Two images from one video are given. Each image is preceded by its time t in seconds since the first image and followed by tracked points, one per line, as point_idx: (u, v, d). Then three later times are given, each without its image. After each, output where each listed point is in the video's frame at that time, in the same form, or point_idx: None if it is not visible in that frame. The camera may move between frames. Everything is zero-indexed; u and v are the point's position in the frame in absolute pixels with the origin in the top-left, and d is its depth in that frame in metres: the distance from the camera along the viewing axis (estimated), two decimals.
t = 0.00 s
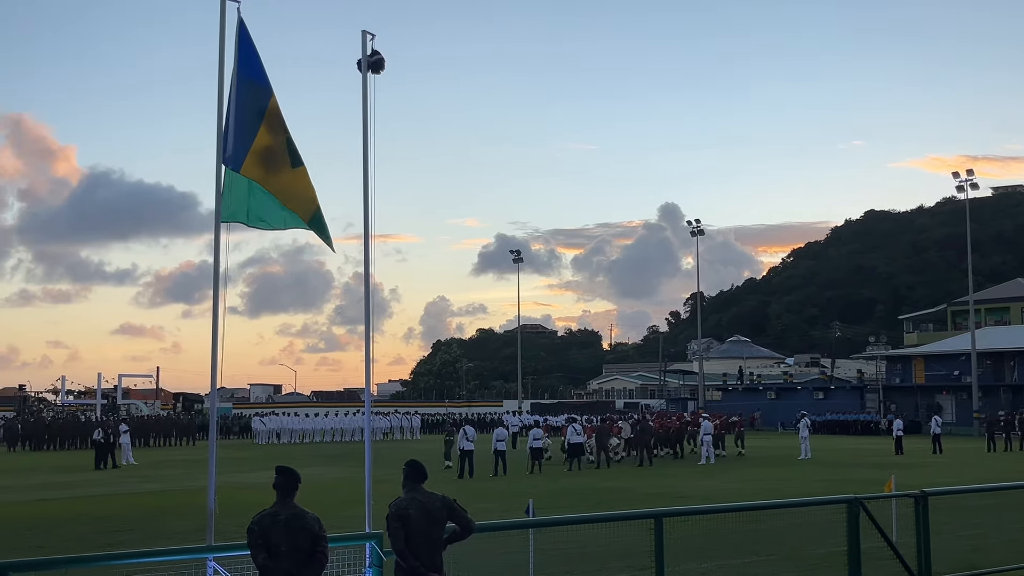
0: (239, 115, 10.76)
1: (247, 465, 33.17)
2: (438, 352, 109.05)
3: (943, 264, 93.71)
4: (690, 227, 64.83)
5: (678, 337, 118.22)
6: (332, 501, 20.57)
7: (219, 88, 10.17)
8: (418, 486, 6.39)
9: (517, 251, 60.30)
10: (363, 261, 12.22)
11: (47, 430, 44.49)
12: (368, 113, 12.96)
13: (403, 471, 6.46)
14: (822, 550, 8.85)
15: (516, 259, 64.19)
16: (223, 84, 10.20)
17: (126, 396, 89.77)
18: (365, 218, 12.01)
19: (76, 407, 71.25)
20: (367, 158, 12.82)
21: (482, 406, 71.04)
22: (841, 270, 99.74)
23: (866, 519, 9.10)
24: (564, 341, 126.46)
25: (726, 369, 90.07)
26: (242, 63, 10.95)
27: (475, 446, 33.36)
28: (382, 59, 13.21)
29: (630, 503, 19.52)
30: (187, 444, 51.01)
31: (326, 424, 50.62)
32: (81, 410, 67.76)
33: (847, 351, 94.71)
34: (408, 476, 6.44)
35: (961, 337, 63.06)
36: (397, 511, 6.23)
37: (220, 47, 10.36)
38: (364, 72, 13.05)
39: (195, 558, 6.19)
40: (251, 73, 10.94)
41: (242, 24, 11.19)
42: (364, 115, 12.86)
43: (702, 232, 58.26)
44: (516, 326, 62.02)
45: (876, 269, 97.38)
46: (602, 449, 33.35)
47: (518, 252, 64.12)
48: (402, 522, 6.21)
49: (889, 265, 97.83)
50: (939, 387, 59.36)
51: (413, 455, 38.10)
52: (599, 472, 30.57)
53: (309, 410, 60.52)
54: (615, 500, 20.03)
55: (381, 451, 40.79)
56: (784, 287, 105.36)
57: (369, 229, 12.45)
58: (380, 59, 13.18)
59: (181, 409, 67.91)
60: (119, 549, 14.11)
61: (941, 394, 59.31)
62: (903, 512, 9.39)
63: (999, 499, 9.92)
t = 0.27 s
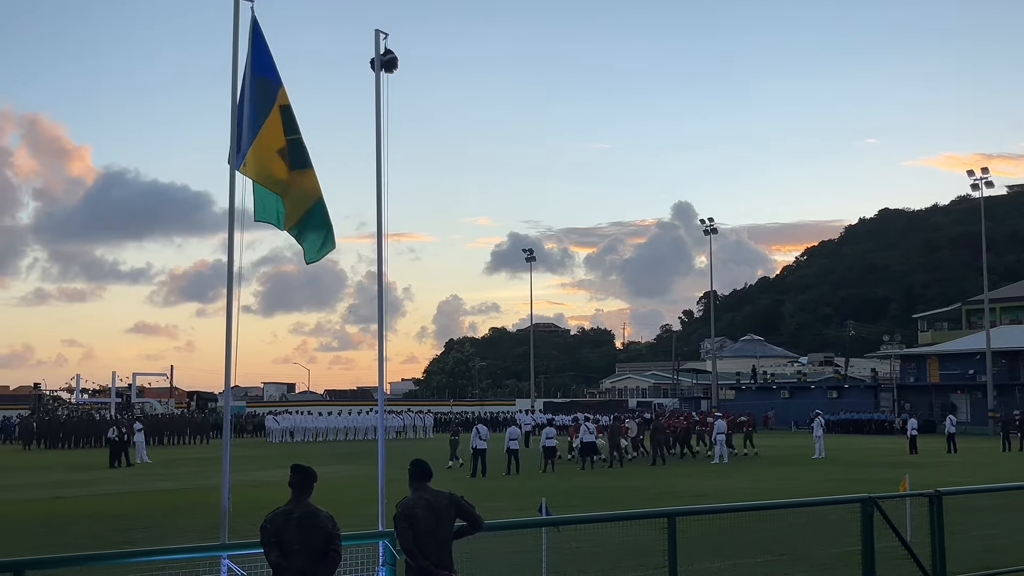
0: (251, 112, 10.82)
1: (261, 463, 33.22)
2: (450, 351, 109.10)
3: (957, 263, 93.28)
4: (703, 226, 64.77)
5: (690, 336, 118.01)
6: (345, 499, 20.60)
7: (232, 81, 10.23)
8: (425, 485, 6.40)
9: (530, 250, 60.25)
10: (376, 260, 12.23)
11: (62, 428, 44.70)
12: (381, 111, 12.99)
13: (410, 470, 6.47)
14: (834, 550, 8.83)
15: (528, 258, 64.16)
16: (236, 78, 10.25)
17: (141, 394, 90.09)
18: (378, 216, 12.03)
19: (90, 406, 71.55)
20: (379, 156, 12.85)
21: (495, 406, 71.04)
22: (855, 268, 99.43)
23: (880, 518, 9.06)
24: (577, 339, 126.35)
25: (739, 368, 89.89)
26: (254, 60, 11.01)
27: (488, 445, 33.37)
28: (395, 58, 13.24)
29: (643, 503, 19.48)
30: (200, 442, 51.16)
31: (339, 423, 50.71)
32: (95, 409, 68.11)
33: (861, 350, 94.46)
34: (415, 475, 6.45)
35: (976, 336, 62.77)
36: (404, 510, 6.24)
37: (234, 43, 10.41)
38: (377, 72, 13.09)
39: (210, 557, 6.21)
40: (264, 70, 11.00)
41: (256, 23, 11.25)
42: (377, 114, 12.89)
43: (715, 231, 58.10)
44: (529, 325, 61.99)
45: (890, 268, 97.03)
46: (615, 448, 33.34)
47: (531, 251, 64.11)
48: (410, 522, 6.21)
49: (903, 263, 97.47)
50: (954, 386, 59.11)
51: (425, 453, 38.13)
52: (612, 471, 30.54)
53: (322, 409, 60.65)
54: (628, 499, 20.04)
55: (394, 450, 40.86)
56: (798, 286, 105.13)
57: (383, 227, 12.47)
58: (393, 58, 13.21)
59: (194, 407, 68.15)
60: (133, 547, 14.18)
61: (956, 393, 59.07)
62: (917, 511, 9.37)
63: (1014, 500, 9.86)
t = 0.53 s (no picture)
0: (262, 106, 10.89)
1: (272, 462, 33.28)
2: (461, 350, 109.20)
3: (970, 261, 92.86)
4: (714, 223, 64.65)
5: (702, 335, 117.83)
6: (356, 498, 20.66)
7: (245, 68, 10.25)
8: (428, 486, 6.42)
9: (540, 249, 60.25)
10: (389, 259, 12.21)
11: (75, 427, 44.89)
12: (392, 111, 13.01)
13: (412, 472, 6.48)
14: (843, 549, 8.78)
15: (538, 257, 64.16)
16: (249, 70, 10.26)
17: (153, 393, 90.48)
18: (389, 214, 12.05)
19: (104, 405, 71.84)
20: (390, 154, 12.86)
21: (507, 404, 71.12)
22: (867, 266, 99.17)
23: (891, 517, 8.99)
24: (588, 339, 126.33)
25: (750, 367, 89.79)
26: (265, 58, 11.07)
27: (499, 444, 33.41)
28: (406, 57, 13.26)
29: (654, 501, 19.45)
30: (212, 440, 51.31)
31: (350, 422, 50.81)
32: (108, 408, 68.37)
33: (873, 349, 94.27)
34: (418, 475, 6.46)
35: (989, 336, 62.50)
36: (410, 510, 6.24)
37: (246, 37, 10.46)
38: (388, 71, 13.11)
39: (221, 555, 6.23)
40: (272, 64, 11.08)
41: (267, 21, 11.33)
42: (387, 113, 12.92)
43: (726, 229, 58.07)
44: (540, 324, 62.02)
45: (902, 267, 96.73)
46: (626, 447, 33.33)
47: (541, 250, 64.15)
48: (416, 522, 6.22)
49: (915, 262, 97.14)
50: (966, 385, 58.87)
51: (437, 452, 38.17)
52: (623, 470, 30.51)
53: (334, 408, 60.81)
54: (640, 498, 20.03)
55: (405, 448, 40.94)
56: (809, 285, 104.96)
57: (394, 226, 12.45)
58: (404, 56, 13.22)
59: (206, 406, 68.33)
60: (145, 545, 14.24)
61: (969, 392, 58.85)
62: (930, 510, 9.29)
63: None
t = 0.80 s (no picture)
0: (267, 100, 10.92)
1: (282, 461, 33.31)
2: (471, 349, 109.18)
3: (981, 259, 92.45)
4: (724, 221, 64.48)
5: (712, 333, 117.65)
6: (366, 496, 20.65)
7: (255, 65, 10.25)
8: (439, 484, 6.41)
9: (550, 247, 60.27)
10: (397, 258, 12.21)
11: (86, 426, 45.02)
12: (401, 109, 13.00)
13: (423, 469, 6.48)
14: (856, 548, 8.79)
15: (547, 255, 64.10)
16: (257, 68, 10.28)
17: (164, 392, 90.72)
18: (399, 214, 12.05)
19: (115, 403, 72.01)
20: (401, 152, 12.87)
21: (516, 403, 71.12)
22: (878, 264, 98.86)
23: (903, 517, 9.02)
24: (598, 337, 126.21)
25: (760, 366, 89.60)
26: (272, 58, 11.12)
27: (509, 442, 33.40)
28: (415, 56, 13.25)
29: (665, 500, 19.44)
30: (222, 439, 51.39)
31: (360, 421, 50.88)
32: (118, 406, 68.52)
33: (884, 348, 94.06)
34: (429, 472, 6.46)
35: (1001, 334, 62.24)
36: (422, 508, 6.24)
37: (255, 37, 10.48)
38: (397, 70, 13.09)
39: (231, 553, 6.23)
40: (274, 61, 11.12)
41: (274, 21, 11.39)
42: (397, 112, 12.91)
43: (736, 227, 58.03)
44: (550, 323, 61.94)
45: (913, 265, 96.39)
46: (636, 446, 33.28)
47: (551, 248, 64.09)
48: (427, 519, 6.22)
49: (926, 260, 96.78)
50: (978, 383, 58.65)
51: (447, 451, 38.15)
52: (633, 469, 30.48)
53: (344, 406, 60.86)
54: (650, 497, 19.99)
55: (415, 447, 40.95)
56: (820, 283, 104.77)
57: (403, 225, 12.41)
58: (413, 55, 13.22)
59: (217, 405, 68.44)
60: (155, 543, 14.26)
61: (980, 391, 58.62)
62: (941, 510, 9.31)
63: None
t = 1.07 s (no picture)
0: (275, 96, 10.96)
1: (290, 460, 33.37)
2: (479, 347, 109.20)
3: (991, 257, 92.13)
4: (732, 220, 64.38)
5: (720, 332, 117.54)
6: (374, 495, 20.67)
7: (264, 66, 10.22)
8: (451, 482, 6.42)
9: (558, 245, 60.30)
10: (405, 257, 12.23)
11: (96, 425, 45.14)
12: (409, 108, 13.01)
13: (435, 467, 6.49)
14: (865, 547, 8.77)
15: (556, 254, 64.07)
16: (266, 69, 10.28)
17: (172, 391, 90.88)
18: (406, 213, 12.05)
19: (124, 402, 72.15)
20: (409, 152, 12.88)
21: (525, 402, 71.13)
22: (887, 263, 98.64)
23: (912, 516, 9.00)
24: (606, 336, 126.12)
25: (769, 364, 89.49)
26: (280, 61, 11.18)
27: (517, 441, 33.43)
28: (424, 55, 13.27)
29: (674, 498, 19.44)
30: (231, 438, 51.47)
31: (369, 419, 50.96)
32: (127, 405, 68.66)
33: (893, 346, 93.99)
34: (440, 472, 6.46)
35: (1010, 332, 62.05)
36: (433, 507, 6.23)
37: (265, 40, 10.47)
38: (406, 69, 13.11)
39: (242, 552, 6.24)
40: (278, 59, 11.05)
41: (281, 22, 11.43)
42: (405, 111, 12.92)
43: (745, 226, 57.99)
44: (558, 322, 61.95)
45: (923, 263, 96.13)
46: (644, 444, 33.28)
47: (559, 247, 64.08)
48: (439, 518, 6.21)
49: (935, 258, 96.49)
50: (987, 382, 58.51)
51: (455, 450, 38.17)
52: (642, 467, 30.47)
53: (353, 405, 60.95)
54: (659, 495, 19.99)
55: (424, 446, 40.99)
56: (829, 282, 104.68)
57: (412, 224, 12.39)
58: (421, 55, 13.24)
59: (225, 404, 68.52)
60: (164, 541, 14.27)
61: (990, 389, 58.48)
62: (950, 508, 9.30)
63: None
